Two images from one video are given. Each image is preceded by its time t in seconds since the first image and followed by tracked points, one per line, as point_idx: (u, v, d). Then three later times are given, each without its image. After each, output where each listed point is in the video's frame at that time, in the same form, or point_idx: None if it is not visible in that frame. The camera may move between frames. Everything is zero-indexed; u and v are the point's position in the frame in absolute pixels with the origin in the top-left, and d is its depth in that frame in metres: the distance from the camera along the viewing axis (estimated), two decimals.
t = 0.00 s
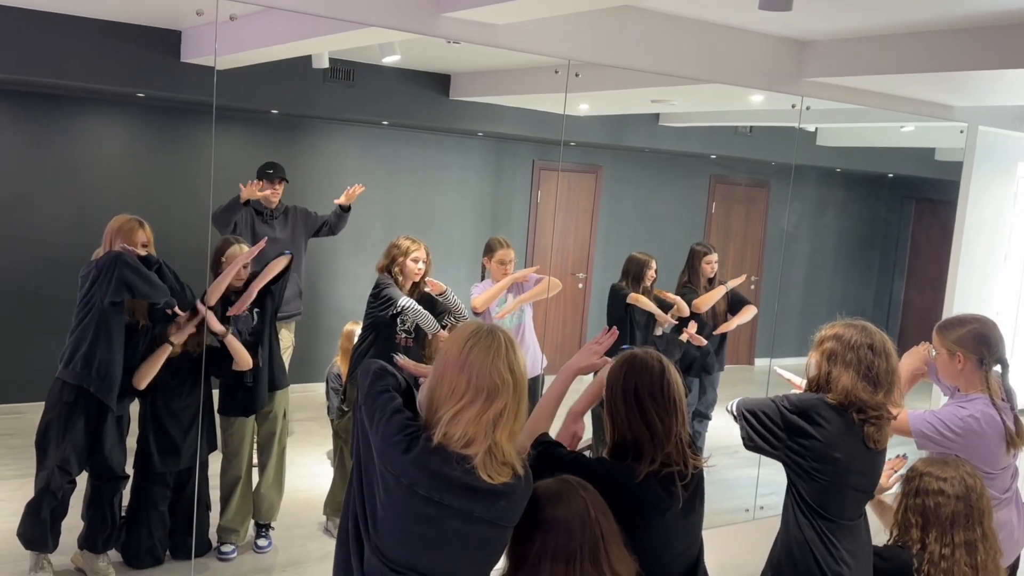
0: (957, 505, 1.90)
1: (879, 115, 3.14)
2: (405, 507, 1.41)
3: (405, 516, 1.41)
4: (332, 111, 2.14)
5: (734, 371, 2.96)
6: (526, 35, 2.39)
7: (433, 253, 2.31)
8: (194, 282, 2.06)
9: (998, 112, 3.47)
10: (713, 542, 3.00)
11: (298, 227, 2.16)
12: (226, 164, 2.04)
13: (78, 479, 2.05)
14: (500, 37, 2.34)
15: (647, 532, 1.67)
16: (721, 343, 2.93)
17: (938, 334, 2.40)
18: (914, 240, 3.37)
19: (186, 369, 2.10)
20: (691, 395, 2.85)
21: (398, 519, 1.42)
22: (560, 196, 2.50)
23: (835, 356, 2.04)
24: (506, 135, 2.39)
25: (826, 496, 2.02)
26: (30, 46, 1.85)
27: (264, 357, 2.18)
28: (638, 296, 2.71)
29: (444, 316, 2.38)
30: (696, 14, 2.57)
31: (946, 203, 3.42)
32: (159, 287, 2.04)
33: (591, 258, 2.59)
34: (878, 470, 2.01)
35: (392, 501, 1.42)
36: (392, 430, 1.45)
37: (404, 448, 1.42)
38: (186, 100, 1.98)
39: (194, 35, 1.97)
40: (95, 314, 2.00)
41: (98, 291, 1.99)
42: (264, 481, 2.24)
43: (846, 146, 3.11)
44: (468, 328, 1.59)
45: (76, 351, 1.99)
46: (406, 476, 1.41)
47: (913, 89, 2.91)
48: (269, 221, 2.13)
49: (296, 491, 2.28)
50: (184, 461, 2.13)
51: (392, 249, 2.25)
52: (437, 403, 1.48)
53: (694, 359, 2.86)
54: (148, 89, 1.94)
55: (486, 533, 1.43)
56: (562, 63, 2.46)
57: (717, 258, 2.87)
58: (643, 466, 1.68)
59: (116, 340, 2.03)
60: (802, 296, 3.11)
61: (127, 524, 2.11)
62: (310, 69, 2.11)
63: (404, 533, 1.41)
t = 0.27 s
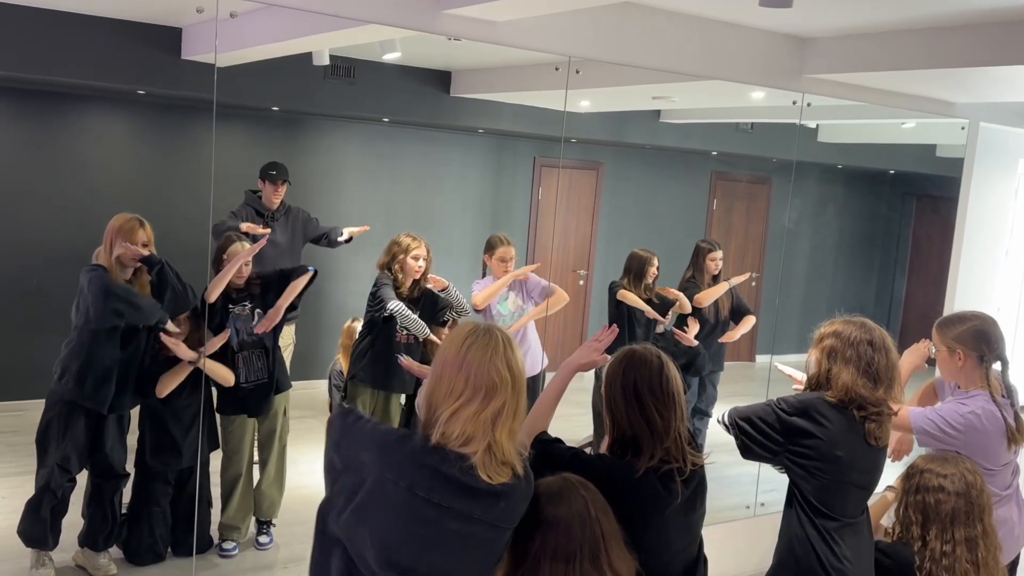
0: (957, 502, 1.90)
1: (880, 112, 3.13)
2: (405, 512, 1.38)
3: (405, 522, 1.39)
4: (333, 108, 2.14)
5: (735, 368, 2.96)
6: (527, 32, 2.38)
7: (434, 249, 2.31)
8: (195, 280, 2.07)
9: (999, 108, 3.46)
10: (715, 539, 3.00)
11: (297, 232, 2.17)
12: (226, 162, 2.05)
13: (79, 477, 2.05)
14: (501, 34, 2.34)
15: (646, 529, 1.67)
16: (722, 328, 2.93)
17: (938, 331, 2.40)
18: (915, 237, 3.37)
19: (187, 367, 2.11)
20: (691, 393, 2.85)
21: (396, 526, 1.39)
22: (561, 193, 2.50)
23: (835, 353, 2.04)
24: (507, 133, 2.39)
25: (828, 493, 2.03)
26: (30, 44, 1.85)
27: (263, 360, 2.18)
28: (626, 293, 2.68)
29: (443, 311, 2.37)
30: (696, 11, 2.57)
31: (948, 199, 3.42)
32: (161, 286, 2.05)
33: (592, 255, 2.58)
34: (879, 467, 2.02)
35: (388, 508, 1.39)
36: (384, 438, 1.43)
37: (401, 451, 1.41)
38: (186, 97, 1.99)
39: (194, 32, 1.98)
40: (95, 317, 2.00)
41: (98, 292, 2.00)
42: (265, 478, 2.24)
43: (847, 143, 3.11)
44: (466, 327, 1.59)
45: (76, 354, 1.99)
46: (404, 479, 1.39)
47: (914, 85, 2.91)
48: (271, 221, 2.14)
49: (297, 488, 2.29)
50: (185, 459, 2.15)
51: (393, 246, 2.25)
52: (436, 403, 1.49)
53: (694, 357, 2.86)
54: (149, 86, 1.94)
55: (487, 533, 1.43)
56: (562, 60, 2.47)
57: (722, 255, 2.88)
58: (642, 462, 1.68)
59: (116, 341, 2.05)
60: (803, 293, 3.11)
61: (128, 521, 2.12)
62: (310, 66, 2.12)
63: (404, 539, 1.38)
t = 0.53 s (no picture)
0: (958, 498, 1.90)
1: (882, 108, 3.12)
2: (407, 516, 1.37)
3: (407, 526, 1.37)
4: (335, 105, 2.13)
5: (737, 364, 2.96)
6: (529, 29, 2.38)
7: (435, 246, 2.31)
8: (196, 278, 2.08)
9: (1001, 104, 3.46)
10: (716, 535, 3.01)
11: (297, 233, 2.18)
12: (225, 160, 2.05)
13: (81, 474, 2.06)
14: (502, 30, 2.33)
15: (645, 524, 1.68)
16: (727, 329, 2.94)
17: (935, 330, 2.39)
18: (917, 234, 3.36)
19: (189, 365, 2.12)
20: (691, 390, 2.85)
21: (398, 532, 1.37)
22: (562, 190, 2.50)
23: (836, 350, 2.03)
24: (508, 129, 2.38)
25: (830, 491, 2.02)
26: (31, 41, 1.85)
27: (262, 358, 2.19)
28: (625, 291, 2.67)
29: (444, 306, 2.38)
30: (698, 7, 2.56)
31: (951, 196, 3.39)
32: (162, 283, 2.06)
33: (594, 252, 2.58)
34: (880, 464, 2.02)
35: (389, 514, 1.37)
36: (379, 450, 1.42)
37: (399, 454, 1.41)
38: (187, 94, 1.99)
39: (195, 29, 1.98)
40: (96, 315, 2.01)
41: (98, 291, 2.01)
42: (268, 475, 2.25)
43: (849, 139, 3.11)
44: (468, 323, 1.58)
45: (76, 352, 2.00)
46: (404, 483, 1.38)
47: (916, 81, 2.90)
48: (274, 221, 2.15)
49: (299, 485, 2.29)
50: (187, 458, 2.15)
51: (394, 243, 2.24)
52: (433, 398, 1.48)
53: (695, 355, 2.86)
54: (150, 83, 1.93)
55: (488, 532, 1.42)
56: (564, 56, 2.47)
57: (725, 252, 2.88)
58: (641, 459, 1.68)
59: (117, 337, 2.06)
60: (805, 290, 3.11)
61: (130, 517, 2.12)
62: (311, 63, 2.11)
63: (408, 543, 1.37)
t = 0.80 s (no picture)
0: (958, 495, 1.90)
1: (885, 105, 3.12)
2: (408, 519, 1.37)
3: (408, 529, 1.37)
4: (337, 102, 2.13)
5: (740, 361, 2.96)
6: (531, 25, 2.38)
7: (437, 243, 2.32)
8: (198, 277, 2.08)
9: (1004, 100, 3.45)
10: (718, 532, 3.01)
11: (298, 229, 2.17)
12: (229, 157, 2.04)
13: (83, 471, 2.06)
14: (504, 27, 2.33)
15: (645, 521, 1.68)
16: (724, 324, 2.92)
17: (937, 327, 2.38)
18: (920, 231, 3.36)
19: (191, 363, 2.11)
20: (695, 386, 2.85)
21: (400, 534, 1.37)
22: (565, 187, 2.50)
23: (840, 347, 2.03)
24: (510, 126, 2.38)
25: (832, 488, 2.01)
26: (33, 38, 1.85)
27: (263, 356, 2.19)
28: (638, 285, 2.69)
29: (444, 305, 2.39)
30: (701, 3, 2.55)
31: (953, 193, 3.40)
32: (162, 280, 2.06)
33: (597, 248, 2.59)
34: (884, 461, 2.02)
35: (391, 517, 1.37)
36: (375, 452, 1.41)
37: (398, 455, 1.40)
38: (189, 91, 1.99)
39: (197, 26, 1.98)
40: (97, 312, 2.01)
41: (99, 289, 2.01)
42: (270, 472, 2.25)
43: (852, 136, 3.10)
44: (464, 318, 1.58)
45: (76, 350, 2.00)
46: (404, 486, 1.38)
47: (918, 78, 2.90)
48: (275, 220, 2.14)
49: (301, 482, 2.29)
50: (188, 456, 2.15)
51: (396, 240, 2.25)
52: (432, 396, 1.48)
53: (698, 351, 2.86)
54: (151, 80, 1.94)
55: (489, 531, 1.42)
56: (566, 53, 2.46)
57: (728, 248, 2.88)
58: (641, 456, 1.68)
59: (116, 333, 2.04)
60: (807, 286, 3.11)
61: (132, 514, 2.12)
62: (314, 60, 2.11)
63: (411, 544, 1.37)
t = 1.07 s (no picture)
0: (960, 493, 1.90)
1: (887, 102, 3.11)
2: (405, 513, 1.39)
3: (404, 523, 1.39)
4: (339, 100, 2.13)
5: (742, 359, 2.95)
6: (532, 23, 2.38)
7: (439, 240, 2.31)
8: (201, 273, 2.07)
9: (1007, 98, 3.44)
10: (720, 530, 3.01)
11: (300, 219, 2.16)
12: (230, 154, 2.04)
13: (85, 469, 2.07)
14: (506, 24, 2.33)
15: (648, 518, 1.68)
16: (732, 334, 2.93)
17: (942, 323, 2.39)
18: (922, 229, 3.35)
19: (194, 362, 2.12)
20: (699, 383, 2.85)
21: (396, 528, 1.39)
22: (566, 184, 2.50)
23: (841, 346, 2.03)
24: (512, 123, 2.38)
25: (833, 484, 2.02)
26: (35, 37, 1.85)
27: (268, 353, 2.19)
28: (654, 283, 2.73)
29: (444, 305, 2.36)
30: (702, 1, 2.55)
31: (956, 190, 3.39)
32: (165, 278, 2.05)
33: (598, 246, 2.59)
34: (884, 460, 2.02)
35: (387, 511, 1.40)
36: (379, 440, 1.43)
37: (397, 449, 1.42)
38: (191, 89, 1.99)
39: (199, 24, 1.97)
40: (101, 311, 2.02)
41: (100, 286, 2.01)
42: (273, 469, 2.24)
43: (854, 134, 3.10)
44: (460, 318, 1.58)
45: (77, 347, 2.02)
46: (402, 481, 1.40)
47: (921, 75, 2.89)
48: (276, 211, 2.13)
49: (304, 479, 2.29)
50: (191, 453, 2.16)
51: (395, 238, 2.25)
52: (429, 398, 1.48)
53: (701, 348, 2.85)
54: (155, 78, 1.96)
55: (487, 528, 1.43)
56: (568, 51, 2.46)
57: (727, 246, 2.87)
58: (643, 451, 1.68)
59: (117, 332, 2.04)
60: (809, 284, 3.11)
61: (136, 512, 2.14)
62: (315, 58, 2.11)
63: (405, 539, 1.39)
